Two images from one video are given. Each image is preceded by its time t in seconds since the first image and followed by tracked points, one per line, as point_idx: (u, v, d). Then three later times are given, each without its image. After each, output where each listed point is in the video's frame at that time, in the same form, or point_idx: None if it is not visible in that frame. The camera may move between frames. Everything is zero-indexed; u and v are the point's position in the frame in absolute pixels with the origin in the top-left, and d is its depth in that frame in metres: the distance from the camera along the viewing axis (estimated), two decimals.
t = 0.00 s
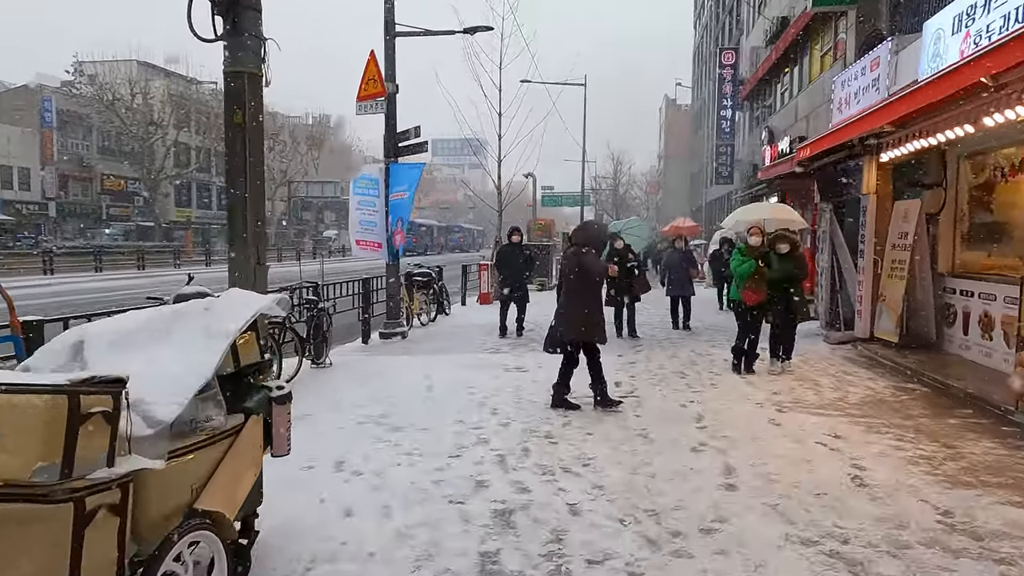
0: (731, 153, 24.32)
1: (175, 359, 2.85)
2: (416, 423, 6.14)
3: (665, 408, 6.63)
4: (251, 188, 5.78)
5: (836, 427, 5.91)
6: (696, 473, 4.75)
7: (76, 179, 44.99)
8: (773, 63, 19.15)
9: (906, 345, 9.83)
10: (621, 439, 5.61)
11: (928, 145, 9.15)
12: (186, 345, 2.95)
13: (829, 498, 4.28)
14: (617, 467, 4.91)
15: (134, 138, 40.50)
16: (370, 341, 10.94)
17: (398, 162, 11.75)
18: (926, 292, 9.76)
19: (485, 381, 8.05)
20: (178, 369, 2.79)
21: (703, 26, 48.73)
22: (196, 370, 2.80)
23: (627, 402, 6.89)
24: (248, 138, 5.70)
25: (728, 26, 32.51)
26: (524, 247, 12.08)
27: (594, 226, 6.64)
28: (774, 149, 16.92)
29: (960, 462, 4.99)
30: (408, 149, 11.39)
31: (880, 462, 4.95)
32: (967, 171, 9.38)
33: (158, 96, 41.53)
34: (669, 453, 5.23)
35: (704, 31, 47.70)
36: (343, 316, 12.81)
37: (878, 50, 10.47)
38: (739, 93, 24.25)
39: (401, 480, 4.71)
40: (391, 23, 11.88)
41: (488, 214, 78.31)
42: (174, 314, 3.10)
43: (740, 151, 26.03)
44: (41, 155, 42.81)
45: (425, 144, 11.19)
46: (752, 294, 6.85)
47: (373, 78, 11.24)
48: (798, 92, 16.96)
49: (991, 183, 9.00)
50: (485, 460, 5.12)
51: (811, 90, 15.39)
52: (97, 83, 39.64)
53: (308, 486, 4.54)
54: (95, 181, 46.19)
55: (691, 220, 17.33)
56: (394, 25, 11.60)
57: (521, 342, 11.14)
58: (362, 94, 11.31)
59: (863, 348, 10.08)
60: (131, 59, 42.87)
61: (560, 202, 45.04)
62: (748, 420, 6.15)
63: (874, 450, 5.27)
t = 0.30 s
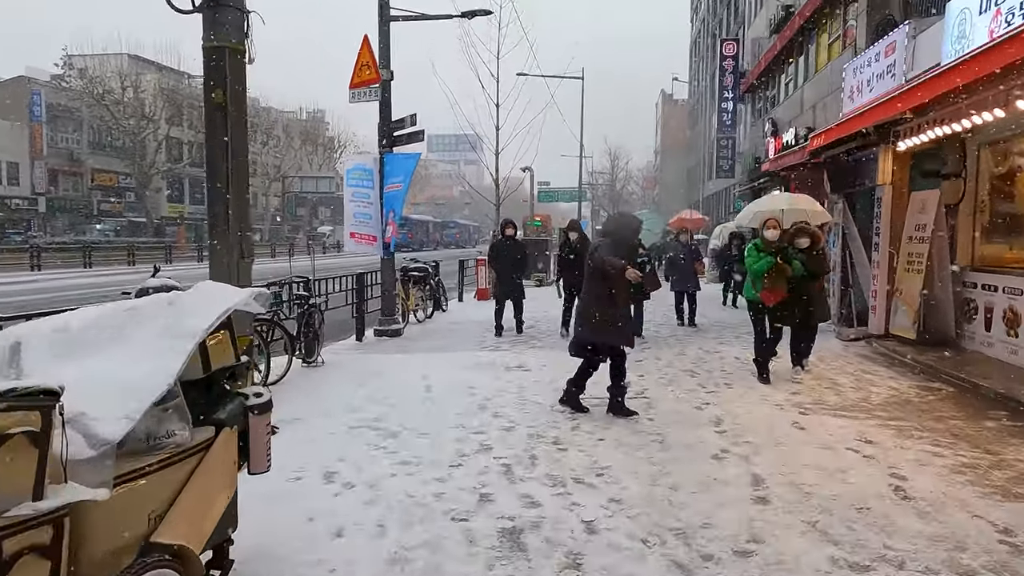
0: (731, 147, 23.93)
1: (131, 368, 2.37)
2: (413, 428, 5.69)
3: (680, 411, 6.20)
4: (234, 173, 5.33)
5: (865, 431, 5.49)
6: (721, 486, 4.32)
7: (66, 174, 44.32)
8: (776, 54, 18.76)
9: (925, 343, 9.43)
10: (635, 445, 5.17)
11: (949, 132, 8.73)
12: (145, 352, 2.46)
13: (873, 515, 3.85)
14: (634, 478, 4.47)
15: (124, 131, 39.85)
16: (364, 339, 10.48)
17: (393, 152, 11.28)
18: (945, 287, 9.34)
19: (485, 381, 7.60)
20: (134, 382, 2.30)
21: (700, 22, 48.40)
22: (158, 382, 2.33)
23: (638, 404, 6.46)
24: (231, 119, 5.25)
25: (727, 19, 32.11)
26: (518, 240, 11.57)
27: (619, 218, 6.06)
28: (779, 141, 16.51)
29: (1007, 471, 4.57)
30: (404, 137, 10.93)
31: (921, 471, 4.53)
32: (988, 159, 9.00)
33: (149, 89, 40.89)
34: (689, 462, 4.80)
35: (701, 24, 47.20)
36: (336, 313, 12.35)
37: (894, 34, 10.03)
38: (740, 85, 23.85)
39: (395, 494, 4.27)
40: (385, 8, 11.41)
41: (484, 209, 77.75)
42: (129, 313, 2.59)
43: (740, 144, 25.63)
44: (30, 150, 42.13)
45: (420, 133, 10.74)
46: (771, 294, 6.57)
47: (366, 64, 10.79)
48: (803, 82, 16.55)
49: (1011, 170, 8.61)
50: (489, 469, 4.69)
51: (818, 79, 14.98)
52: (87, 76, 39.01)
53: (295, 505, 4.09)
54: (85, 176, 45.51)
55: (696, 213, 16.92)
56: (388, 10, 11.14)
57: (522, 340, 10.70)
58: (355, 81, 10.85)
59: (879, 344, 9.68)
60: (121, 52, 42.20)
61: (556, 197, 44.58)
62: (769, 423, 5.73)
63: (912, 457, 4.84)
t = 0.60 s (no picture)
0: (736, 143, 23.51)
1: (58, 402, 1.95)
2: (410, 444, 5.28)
3: (696, 423, 5.79)
4: (215, 167, 4.90)
5: (899, 448, 5.08)
6: (750, 515, 3.91)
7: (62, 171, 43.85)
8: (784, 47, 18.32)
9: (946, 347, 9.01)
10: (651, 465, 4.76)
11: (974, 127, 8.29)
12: (83, 378, 2.06)
13: (924, 552, 3.44)
14: (653, 505, 4.06)
15: (120, 128, 39.38)
16: (361, 342, 10.07)
17: (390, 147, 10.84)
18: (968, 289, 8.91)
19: (488, 389, 7.19)
20: (64, 421, 1.88)
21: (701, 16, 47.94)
22: (95, 420, 1.91)
23: (651, 415, 6.05)
24: (211, 107, 4.83)
25: (730, 13, 31.67)
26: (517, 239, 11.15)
27: (650, 216, 4.99)
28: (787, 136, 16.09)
29: None
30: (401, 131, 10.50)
31: (969, 497, 4.12)
32: (1013, 155, 8.53)
33: (145, 85, 40.40)
34: (712, 485, 4.38)
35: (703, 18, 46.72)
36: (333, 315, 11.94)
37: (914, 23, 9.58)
38: (745, 80, 23.42)
39: (389, 524, 3.86)
40: None
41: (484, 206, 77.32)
42: (79, 332, 2.18)
43: (745, 140, 25.21)
44: (26, 147, 41.64)
45: (418, 126, 10.30)
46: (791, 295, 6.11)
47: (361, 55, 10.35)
48: (812, 75, 16.12)
49: None
50: (492, 494, 4.27)
51: (829, 72, 14.55)
52: (83, 72, 38.54)
53: (278, 538, 3.68)
54: (82, 173, 45.03)
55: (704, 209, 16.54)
56: None
57: (525, 343, 10.29)
58: (351, 73, 10.42)
59: (897, 348, 9.27)
60: (117, 48, 41.68)
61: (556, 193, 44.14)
62: (793, 438, 5.32)
63: (955, 479, 4.43)
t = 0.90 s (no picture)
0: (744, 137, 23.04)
1: None
2: (401, 455, 4.85)
3: (712, 432, 5.34)
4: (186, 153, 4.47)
5: (938, 461, 4.63)
6: (780, 540, 3.47)
7: (63, 169, 43.58)
8: (794, 38, 17.84)
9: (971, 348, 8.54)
10: (665, 480, 4.32)
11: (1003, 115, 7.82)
12: None
13: None
14: (670, 528, 3.62)
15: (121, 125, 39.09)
16: (357, 342, 9.65)
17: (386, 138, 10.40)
18: (995, 287, 8.42)
19: (487, 393, 6.76)
20: None
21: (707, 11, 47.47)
22: None
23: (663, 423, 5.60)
24: (182, 86, 4.40)
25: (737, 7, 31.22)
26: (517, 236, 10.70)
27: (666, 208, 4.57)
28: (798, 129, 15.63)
29: None
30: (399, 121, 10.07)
31: None
32: None
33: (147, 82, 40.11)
34: (734, 504, 3.94)
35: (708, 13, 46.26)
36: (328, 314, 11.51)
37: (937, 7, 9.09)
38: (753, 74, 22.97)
39: (374, 550, 3.43)
40: None
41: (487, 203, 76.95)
42: None
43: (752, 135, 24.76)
44: (26, 144, 41.38)
45: (416, 117, 9.88)
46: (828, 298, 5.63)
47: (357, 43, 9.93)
48: (824, 67, 15.65)
49: None
50: (489, 514, 3.84)
51: (842, 62, 14.07)
52: (84, 69, 38.29)
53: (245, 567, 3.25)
54: (83, 171, 44.75)
55: (714, 205, 16.07)
56: None
57: (528, 343, 9.87)
58: (347, 62, 10.00)
59: (919, 349, 8.80)
60: (118, 44, 41.38)
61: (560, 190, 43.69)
62: (819, 449, 4.87)
63: (1005, 498, 3.98)
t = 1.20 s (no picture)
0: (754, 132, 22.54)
1: None
2: (396, 476, 4.44)
3: (735, 450, 4.91)
4: (161, 146, 4.07)
5: (985, 485, 4.20)
6: None
7: (66, 166, 43.34)
8: (806, 31, 17.36)
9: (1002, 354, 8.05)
10: (686, 508, 3.91)
11: None
12: None
13: None
14: (696, 569, 3.20)
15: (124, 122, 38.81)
16: (355, 346, 9.24)
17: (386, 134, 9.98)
18: None
19: (491, 403, 6.34)
20: None
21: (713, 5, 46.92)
22: None
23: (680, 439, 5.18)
24: (156, 73, 4.00)
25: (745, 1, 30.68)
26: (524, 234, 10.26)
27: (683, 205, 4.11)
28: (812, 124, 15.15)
29: None
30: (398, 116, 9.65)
31: None
32: None
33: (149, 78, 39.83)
34: (766, 538, 3.52)
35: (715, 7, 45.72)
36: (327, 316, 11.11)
37: None
38: (762, 68, 22.47)
39: None
40: None
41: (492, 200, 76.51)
42: None
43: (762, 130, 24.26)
44: (29, 141, 41.12)
45: (417, 111, 9.46)
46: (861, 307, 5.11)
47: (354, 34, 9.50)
48: (839, 60, 15.17)
49: None
50: (492, 550, 3.43)
51: (858, 55, 13.59)
52: (86, 65, 38.00)
53: None
54: (86, 168, 44.50)
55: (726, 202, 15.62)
56: None
57: (534, 347, 9.45)
58: (345, 54, 9.58)
59: (946, 355, 8.32)
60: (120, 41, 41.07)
61: (565, 187, 43.21)
62: (853, 471, 4.44)
63: None
